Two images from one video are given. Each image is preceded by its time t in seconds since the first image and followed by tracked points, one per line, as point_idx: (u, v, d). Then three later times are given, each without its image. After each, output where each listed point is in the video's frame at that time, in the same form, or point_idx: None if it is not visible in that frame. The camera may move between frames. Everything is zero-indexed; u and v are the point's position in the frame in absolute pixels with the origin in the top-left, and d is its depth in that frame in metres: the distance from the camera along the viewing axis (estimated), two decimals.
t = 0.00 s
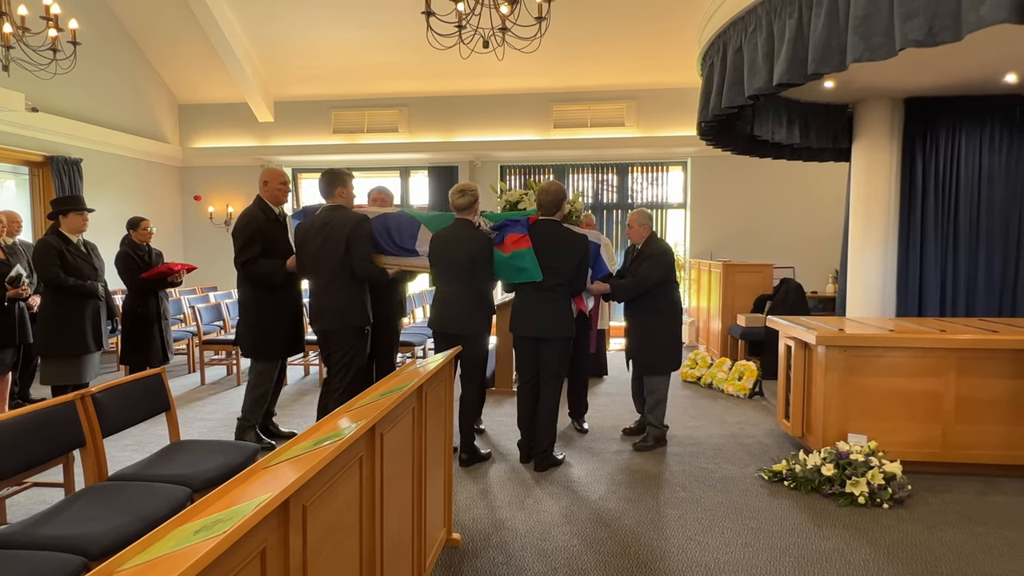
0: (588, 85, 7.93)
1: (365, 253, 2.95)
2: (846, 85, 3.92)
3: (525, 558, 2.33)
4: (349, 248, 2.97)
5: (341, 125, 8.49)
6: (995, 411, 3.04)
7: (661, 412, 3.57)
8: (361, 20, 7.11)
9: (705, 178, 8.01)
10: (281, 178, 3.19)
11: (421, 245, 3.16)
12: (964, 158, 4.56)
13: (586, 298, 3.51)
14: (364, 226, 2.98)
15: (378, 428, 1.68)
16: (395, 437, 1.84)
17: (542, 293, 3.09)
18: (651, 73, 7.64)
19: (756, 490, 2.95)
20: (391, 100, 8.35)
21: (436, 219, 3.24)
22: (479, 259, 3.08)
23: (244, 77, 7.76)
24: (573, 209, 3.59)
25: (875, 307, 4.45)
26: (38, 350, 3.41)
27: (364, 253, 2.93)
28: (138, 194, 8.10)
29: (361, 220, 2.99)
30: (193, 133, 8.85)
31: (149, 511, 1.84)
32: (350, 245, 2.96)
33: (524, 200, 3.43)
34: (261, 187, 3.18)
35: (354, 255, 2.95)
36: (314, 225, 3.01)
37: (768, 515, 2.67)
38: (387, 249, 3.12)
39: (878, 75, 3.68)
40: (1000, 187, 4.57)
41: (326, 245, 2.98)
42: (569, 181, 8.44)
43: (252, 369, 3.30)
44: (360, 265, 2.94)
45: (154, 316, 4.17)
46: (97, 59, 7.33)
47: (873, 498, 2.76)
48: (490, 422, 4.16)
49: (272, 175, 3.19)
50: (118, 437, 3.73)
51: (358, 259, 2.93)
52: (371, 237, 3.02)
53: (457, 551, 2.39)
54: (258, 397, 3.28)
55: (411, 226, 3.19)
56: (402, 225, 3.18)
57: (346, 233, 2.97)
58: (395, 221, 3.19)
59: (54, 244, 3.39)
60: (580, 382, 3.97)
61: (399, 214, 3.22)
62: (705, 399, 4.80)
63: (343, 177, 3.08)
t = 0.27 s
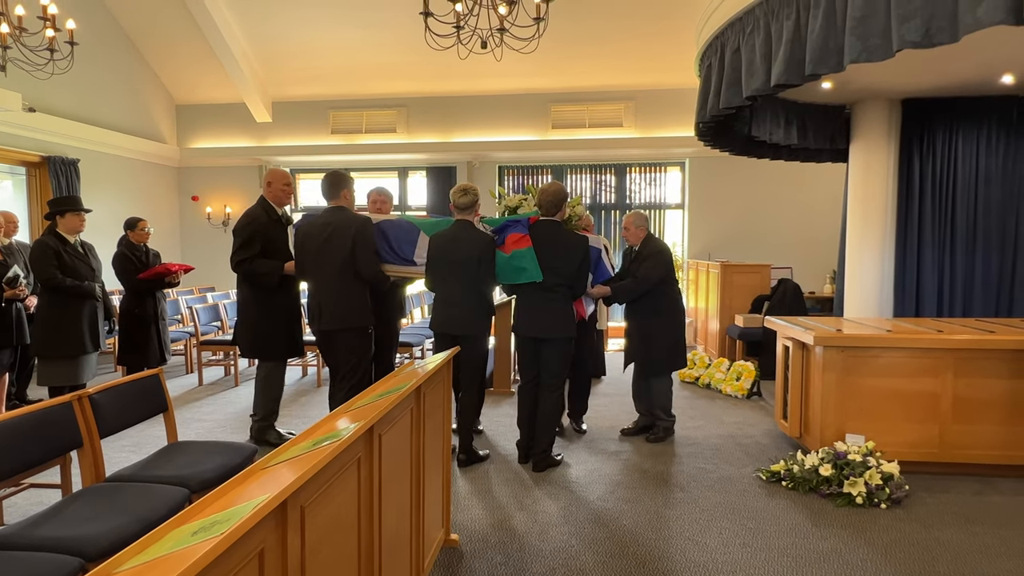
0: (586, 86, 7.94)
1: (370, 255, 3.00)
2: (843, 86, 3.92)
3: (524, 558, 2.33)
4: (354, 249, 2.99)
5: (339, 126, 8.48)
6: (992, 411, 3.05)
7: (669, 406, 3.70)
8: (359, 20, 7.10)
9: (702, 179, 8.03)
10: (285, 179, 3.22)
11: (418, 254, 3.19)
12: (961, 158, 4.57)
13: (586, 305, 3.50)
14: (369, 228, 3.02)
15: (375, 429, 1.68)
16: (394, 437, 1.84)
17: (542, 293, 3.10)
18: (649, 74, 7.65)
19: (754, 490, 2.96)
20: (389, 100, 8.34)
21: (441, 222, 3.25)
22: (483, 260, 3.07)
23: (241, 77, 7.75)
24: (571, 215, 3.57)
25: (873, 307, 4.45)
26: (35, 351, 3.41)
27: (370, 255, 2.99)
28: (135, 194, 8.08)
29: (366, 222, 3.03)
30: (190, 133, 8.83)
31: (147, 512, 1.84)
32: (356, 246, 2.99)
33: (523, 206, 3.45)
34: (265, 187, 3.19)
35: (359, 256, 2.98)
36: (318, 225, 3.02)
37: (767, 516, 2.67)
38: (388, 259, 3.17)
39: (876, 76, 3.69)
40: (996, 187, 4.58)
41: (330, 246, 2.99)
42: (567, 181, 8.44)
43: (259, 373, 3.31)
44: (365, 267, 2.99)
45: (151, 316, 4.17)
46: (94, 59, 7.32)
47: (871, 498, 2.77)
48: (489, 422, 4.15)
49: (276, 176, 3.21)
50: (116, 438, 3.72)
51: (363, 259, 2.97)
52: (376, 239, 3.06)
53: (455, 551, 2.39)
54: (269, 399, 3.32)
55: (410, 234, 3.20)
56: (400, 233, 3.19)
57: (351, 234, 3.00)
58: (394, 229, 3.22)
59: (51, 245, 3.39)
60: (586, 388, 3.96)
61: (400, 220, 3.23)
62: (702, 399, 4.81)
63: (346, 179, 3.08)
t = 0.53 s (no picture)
0: (584, 86, 7.94)
1: (373, 257, 3.00)
2: (841, 86, 3.93)
3: (522, 559, 2.33)
4: (356, 250, 2.99)
5: (337, 125, 8.47)
6: (989, 410, 3.05)
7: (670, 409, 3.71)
8: (357, 20, 7.09)
9: (700, 179, 8.03)
10: (285, 179, 3.21)
11: (416, 258, 3.14)
12: (958, 157, 4.57)
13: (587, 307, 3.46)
14: (371, 229, 3.02)
15: (373, 429, 1.67)
16: (391, 437, 1.84)
17: (542, 292, 3.10)
18: (647, 74, 7.66)
19: (751, 490, 2.96)
20: (387, 100, 8.33)
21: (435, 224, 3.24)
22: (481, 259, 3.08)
23: (239, 76, 7.73)
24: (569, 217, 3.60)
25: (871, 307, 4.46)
26: (32, 351, 3.39)
27: (371, 256, 2.98)
28: (132, 194, 8.06)
29: (368, 223, 3.02)
30: (187, 133, 8.81)
31: (143, 513, 1.83)
32: (358, 247, 2.98)
33: (520, 208, 3.50)
34: (265, 186, 3.17)
35: (361, 257, 2.98)
36: (319, 225, 3.01)
37: (764, 515, 2.68)
38: (386, 265, 3.12)
39: (873, 76, 3.69)
40: (993, 187, 4.59)
41: (331, 247, 2.99)
42: (565, 181, 8.44)
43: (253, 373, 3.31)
44: (368, 268, 2.99)
45: (149, 317, 4.15)
46: (91, 58, 7.29)
47: (868, 498, 2.77)
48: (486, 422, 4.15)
49: (277, 175, 3.20)
50: (113, 438, 3.72)
51: (366, 259, 2.98)
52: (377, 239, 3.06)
53: (453, 551, 2.39)
54: (266, 399, 3.32)
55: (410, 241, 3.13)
56: (397, 238, 3.12)
57: (353, 235, 3.00)
58: (392, 235, 3.13)
59: (47, 245, 3.38)
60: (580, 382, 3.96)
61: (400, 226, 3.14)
62: (700, 398, 4.82)
63: (347, 179, 3.07)
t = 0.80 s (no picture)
0: (581, 85, 7.94)
1: (374, 256, 3.01)
2: (838, 85, 3.94)
3: (519, 558, 2.32)
4: (356, 249, 3.00)
5: (334, 124, 8.44)
6: (985, 409, 3.06)
7: (666, 406, 3.71)
8: (354, 19, 7.08)
9: (698, 178, 8.04)
10: (282, 178, 3.18)
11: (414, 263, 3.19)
12: (954, 156, 4.58)
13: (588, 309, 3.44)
14: (370, 228, 3.03)
15: (369, 429, 1.67)
16: (388, 437, 1.83)
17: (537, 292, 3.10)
18: (644, 73, 7.66)
19: (749, 489, 2.96)
20: (384, 99, 8.32)
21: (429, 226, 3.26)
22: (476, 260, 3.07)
23: (236, 75, 7.71)
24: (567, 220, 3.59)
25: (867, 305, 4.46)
26: (27, 351, 3.38)
27: (372, 256, 3.00)
28: (129, 193, 8.04)
29: (367, 222, 3.03)
30: (184, 132, 8.78)
31: (140, 513, 1.82)
32: (358, 247, 3.00)
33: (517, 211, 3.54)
34: (263, 186, 3.16)
35: (362, 257, 2.99)
36: (317, 224, 3.01)
37: (761, 514, 2.68)
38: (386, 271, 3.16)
39: (870, 75, 3.70)
40: (989, 186, 4.60)
41: (331, 246, 2.99)
42: (562, 180, 8.44)
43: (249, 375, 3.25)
44: (369, 267, 3.00)
45: (145, 316, 4.14)
46: (87, 57, 7.27)
47: (865, 496, 2.77)
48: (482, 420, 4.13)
49: (274, 174, 3.18)
50: (109, 438, 3.70)
51: (367, 258, 2.99)
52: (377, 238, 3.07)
53: (450, 551, 2.39)
54: (260, 398, 3.25)
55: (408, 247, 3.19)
56: (397, 244, 3.17)
57: (353, 235, 3.01)
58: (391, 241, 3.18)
59: (43, 244, 3.37)
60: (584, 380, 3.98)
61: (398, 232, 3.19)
62: (698, 397, 4.82)
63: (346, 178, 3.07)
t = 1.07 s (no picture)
0: (579, 84, 7.94)
1: (373, 255, 2.99)
2: (835, 84, 3.94)
3: (516, 557, 2.32)
4: (355, 249, 2.98)
5: (330, 123, 8.41)
6: (981, 407, 3.07)
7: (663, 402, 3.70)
8: (350, 17, 7.06)
9: (695, 177, 8.04)
10: (282, 176, 3.17)
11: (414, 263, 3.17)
12: (950, 155, 4.59)
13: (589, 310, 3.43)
14: (369, 227, 3.01)
15: (366, 429, 1.67)
16: (384, 437, 1.83)
17: (535, 291, 3.10)
18: (642, 72, 7.65)
19: (745, 488, 2.96)
20: (380, 98, 8.30)
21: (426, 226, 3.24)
22: (473, 260, 3.07)
23: (231, 74, 7.68)
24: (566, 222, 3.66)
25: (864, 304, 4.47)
26: (22, 350, 3.36)
27: (371, 255, 2.97)
28: (124, 192, 8.00)
29: (366, 221, 3.01)
30: (180, 131, 8.75)
31: (135, 513, 1.82)
32: (357, 246, 2.98)
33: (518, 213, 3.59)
34: (263, 184, 3.15)
35: (361, 256, 2.97)
36: (317, 223, 2.99)
37: (758, 512, 2.69)
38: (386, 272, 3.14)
39: (866, 74, 3.70)
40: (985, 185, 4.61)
41: (330, 245, 2.98)
42: (559, 179, 8.44)
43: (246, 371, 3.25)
44: (367, 267, 2.98)
45: (140, 316, 4.12)
46: (81, 55, 7.23)
47: (861, 495, 2.78)
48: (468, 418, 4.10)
49: (274, 173, 3.17)
50: (104, 438, 3.69)
51: (366, 257, 2.97)
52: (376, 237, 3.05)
53: (448, 550, 2.39)
54: (258, 397, 3.24)
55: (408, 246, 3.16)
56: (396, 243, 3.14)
57: (352, 234, 2.99)
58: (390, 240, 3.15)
59: (37, 243, 3.35)
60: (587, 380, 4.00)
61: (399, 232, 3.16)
62: (694, 396, 4.82)
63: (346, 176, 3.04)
